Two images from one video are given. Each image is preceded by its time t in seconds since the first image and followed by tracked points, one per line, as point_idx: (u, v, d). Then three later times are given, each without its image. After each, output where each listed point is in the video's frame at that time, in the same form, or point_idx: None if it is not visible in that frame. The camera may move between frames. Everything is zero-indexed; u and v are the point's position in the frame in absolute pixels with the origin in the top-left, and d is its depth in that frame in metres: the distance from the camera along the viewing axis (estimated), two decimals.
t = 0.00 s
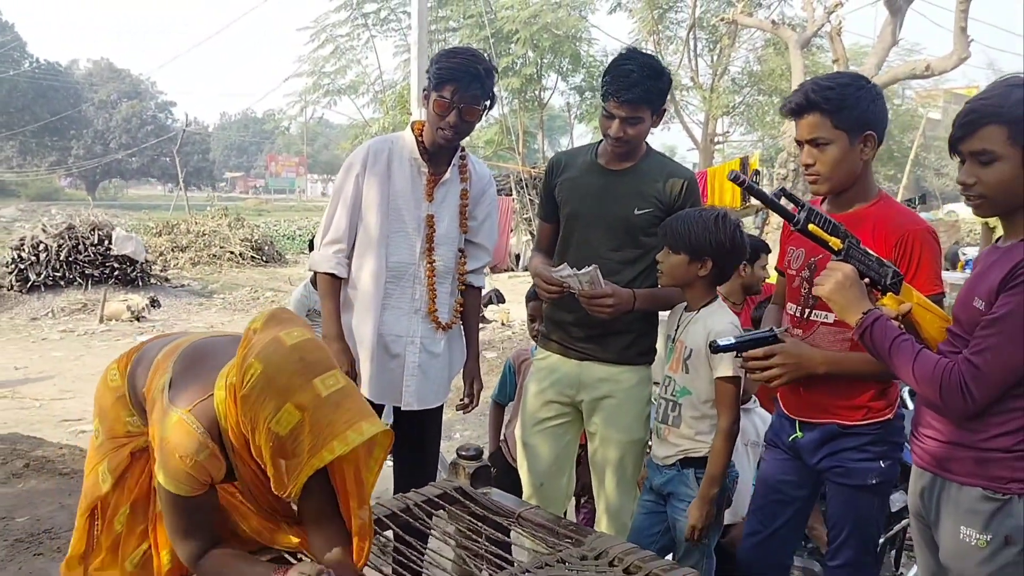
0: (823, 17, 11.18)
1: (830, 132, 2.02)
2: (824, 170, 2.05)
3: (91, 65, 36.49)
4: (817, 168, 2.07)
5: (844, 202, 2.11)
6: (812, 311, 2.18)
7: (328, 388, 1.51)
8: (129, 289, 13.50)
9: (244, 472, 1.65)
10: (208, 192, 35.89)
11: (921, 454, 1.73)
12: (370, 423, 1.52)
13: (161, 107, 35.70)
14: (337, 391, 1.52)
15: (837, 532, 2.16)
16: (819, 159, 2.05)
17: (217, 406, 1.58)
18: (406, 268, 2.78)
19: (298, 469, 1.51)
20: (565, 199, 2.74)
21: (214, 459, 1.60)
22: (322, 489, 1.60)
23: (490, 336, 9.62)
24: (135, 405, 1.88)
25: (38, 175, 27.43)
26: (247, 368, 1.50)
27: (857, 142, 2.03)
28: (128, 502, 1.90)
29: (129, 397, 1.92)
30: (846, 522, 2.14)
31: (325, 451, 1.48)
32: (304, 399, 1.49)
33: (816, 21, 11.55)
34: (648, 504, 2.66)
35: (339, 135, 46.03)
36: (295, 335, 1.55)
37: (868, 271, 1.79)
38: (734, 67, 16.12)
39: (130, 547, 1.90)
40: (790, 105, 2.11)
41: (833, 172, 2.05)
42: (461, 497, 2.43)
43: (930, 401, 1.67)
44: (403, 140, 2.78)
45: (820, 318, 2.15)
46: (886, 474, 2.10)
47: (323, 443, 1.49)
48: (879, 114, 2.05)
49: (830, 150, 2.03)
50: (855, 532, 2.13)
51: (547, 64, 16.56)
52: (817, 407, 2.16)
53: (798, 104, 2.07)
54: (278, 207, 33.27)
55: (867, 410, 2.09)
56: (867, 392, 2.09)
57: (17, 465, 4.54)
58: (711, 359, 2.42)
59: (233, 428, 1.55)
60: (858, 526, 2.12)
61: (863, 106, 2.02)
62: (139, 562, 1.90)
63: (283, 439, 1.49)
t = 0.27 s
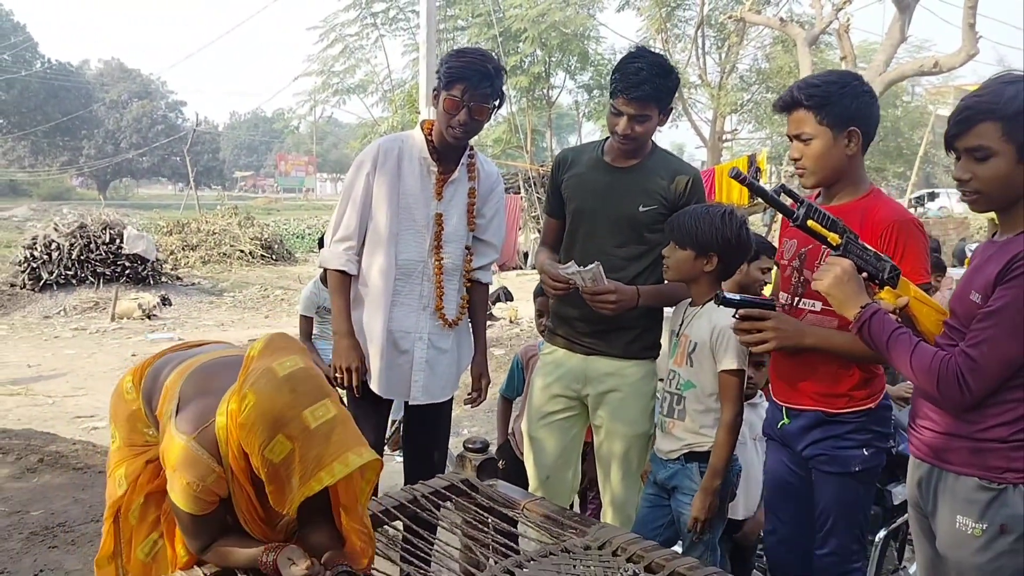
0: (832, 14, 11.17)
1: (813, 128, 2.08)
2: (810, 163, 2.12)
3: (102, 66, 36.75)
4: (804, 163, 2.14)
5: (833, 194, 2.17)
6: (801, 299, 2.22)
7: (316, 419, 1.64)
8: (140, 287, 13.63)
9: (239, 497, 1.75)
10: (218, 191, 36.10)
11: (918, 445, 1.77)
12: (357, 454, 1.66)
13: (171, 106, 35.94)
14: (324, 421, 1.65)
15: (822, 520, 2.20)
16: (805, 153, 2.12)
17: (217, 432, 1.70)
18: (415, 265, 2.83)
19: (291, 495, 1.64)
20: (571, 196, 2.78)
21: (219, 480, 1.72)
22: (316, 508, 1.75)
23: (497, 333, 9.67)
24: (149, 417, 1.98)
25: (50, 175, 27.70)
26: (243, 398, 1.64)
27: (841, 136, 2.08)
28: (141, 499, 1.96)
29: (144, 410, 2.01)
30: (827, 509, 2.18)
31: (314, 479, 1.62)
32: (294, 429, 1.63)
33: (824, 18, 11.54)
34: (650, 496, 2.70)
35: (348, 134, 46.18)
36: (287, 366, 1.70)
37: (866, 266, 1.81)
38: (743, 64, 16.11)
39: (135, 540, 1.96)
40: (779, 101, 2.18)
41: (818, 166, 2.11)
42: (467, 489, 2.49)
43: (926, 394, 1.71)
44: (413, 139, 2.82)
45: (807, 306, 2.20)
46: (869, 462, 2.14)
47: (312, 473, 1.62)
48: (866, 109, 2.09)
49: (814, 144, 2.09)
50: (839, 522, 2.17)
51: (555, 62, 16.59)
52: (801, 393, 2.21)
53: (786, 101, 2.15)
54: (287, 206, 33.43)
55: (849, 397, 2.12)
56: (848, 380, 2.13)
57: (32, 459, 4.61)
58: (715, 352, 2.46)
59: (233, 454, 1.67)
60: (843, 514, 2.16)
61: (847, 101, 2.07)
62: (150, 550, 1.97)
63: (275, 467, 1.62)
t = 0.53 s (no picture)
0: (836, 12, 11.14)
1: (796, 130, 2.13)
2: (793, 164, 2.16)
3: (107, 64, 36.85)
4: (787, 164, 2.18)
5: (815, 194, 2.21)
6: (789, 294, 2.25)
7: (315, 446, 1.65)
8: (145, 285, 13.68)
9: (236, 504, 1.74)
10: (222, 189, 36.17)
11: (917, 440, 1.78)
12: (352, 483, 1.67)
13: (176, 105, 36.02)
14: (323, 448, 1.66)
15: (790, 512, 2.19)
16: (788, 155, 2.17)
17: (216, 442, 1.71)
18: (420, 263, 2.84)
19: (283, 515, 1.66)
20: (574, 194, 2.79)
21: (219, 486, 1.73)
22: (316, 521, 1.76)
23: (501, 331, 9.69)
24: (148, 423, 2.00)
25: (55, 173, 27.80)
26: (245, 417, 1.63)
27: (821, 138, 2.12)
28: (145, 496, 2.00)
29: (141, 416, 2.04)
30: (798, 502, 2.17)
31: (308, 505, 1.64)
32: (293, 454, 1.63)
33: (829, 15, 11.50)
34: (656, 493, 2.72)
35: (352, 132, 46.21)
36: (291, 389, 1.68)
37: (865, 262, 1.83)
38: (747, 62, 16.07)
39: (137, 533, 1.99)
40: (762, 104, 2.23)
41: (799, 167, 2.16)
42: (470, 484, 2.49)
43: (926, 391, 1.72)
44: (418, 137, 2.84)
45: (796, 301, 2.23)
46: (849, 457, 2.15)
47: (307, 497, 1.65)
48: (844, 113, 2.14)
49: (797, 146, 2.14)
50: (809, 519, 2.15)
51: (559, 60, 16.57)
52: (791, 386, 2.24)
53: (768, 104, 2.19)
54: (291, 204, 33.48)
55: (837, 390, 2.15)
56: (838, 373, 2.15)
57: (37, 455, 4.64)
58: (720, 347, 2.47)
59: (230, 466, 1.67)
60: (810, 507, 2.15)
61: (827, 105, 2.12)
62: (154, 544, 2.00)
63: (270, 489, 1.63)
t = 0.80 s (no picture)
0: (838, 9, 11.13)
1: (789, 131, 2.13)
2: (788, 165, 2.17)
3: (107, 61, 36.83)
4: (781, 165, 2.19)
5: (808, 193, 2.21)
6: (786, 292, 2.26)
7: (323, 408, 1.70)
8: (146, 281, 13.69)
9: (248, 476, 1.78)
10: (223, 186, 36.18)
11: (917, 436, 1.79)
12: (355, 447, 1.73)
13: (177, 101, 36.01)
14: (331, 410, 1.71)
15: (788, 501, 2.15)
16: (782, 156, 2.17)
17: (224, 408, 1.74)
18: (421, 259, 2.84)
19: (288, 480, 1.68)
20: (575, 191, 2.79)
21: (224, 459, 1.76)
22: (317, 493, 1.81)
23: (502, 328, 9.70)
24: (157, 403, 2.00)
25: (56, 170, 27.82)
26: (256, 378, 1.68)
27: (814, 139, 2.13)
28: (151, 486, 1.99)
29: (151, 396, 2.03)
30: (796, 491, 2.14)
31: (316, 464, 1.68)
32: (302, 414, 1.67)
33: (830, 13, 11.49)
34: (659, 488, 2.73)
35: (353, 129, 46.16)
36: (302, 351, 1.73)
37: (866, 259, 1.84)
38: (748, 59, 16.06)
39: (142, 525, 1.99)
40: (752, 108, 2.22)
41: (793, 167, 2.17)
42: (471, 479, 2.50)
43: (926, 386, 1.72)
44: (421, 133, 2.85)
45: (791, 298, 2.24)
46: (845, 443, 2.15)
47: (315, 458, 1.68)
48: (834, 113, 2.15)
49: (791, 147, 2.14)
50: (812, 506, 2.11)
51: (560, 57, 16.54)
52: (790, 381, 2.24)
53: (760, 106, 2.18)
54: (292, 201, 33.48)
55: (837, 382, 2.16)
56: (836, 365, 2.16)
57: (39, 451, 4.64)
58: (721, 344, 2.48)
59: (238, 427, 1.71)
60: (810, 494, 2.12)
61: (818, 106, 2.13)
62: (157, 536, 2.00)
63: (279, 448, 1.66)
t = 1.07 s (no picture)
0: (838, 6, 11.11)
1: (788, 131, 2.13)
2: (787, 164, 2.17)
3: (107, 56, 36.76)
4: (779, 164, 2.19)
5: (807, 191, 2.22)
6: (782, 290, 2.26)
7: (329, 354, 1.69)
8: (145, 277, 13.68)
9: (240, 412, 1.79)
10: (223, 182, 36.15)
11: (915, 431, 1.80)
12: (358, 397, 1.70)
13: (176, 97, 35.96)
14: (337, 357, 1.70)
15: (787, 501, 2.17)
16: (781, 155, 2.17)
17: (223, 347, 1.75)
18: (420, 255, 2.85)
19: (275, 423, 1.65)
20: (575, 187, 2.79)
21: (214, 402, 1.75)
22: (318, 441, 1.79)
23: (501, 324, 9.70)
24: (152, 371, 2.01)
25: (55, 166, 27.80)
26: (264, 314, 1.70)
27: (812, 138, 2.13)
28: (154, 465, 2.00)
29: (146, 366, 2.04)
30: (792, 491, 2.16)
31: (312, 411, 1.66)
32: (304, 357, 1.67)
33: (831, 10, 11.47)
34: (657, 483, 2.74)
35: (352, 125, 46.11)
36: (315, 296, 1.74)
37: (864, 255, 1.84)
38: (749, 57, 16.04)
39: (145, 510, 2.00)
40: (750, 107, 2.22)
41: (792, 165, 2.17)
42: (470, 475, 2.51)
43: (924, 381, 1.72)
44: (422, 128, 2.85)
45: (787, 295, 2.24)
46: (839, 446, 2.16)
47: (311, 404, 1.66)
48: (832, 112, 2.15)
49: (790, 146, 2.14)
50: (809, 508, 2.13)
51: (560, 54, 16.51)
52: (786, 378, 2.24)
53: (759, 106, 2.18)
54: (292, 197, 33.45)
55: (830, 383, 2.16)
56: (831, 365, 2.16)
57: (38, 446, 4.65)
58: (717, 337, 2.48)
59: (238, 365, 1.72)
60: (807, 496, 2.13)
61: (816, 104, 2.13)
62: (157, 524, 2.00)
63: (275, 388, 1.66)
